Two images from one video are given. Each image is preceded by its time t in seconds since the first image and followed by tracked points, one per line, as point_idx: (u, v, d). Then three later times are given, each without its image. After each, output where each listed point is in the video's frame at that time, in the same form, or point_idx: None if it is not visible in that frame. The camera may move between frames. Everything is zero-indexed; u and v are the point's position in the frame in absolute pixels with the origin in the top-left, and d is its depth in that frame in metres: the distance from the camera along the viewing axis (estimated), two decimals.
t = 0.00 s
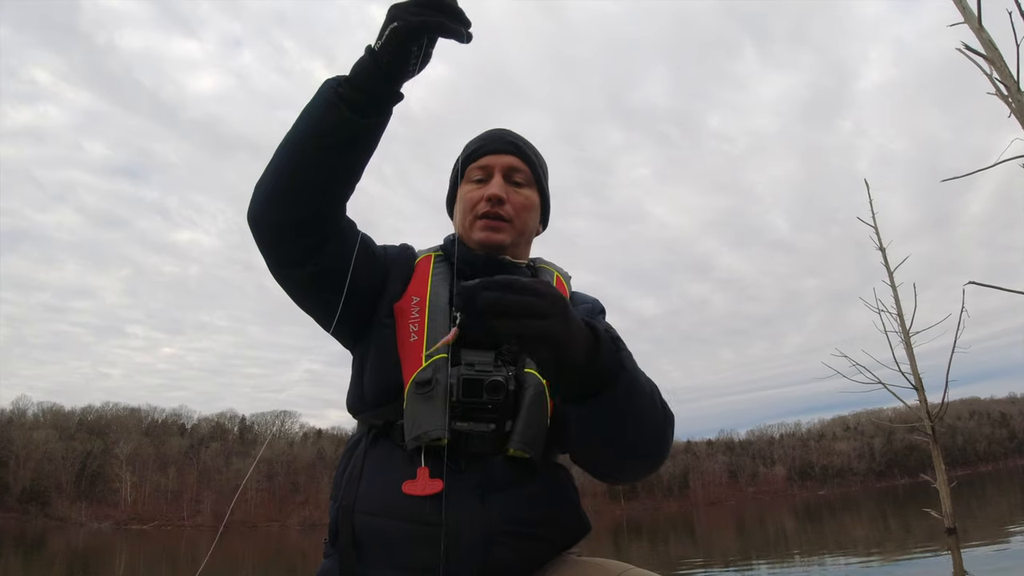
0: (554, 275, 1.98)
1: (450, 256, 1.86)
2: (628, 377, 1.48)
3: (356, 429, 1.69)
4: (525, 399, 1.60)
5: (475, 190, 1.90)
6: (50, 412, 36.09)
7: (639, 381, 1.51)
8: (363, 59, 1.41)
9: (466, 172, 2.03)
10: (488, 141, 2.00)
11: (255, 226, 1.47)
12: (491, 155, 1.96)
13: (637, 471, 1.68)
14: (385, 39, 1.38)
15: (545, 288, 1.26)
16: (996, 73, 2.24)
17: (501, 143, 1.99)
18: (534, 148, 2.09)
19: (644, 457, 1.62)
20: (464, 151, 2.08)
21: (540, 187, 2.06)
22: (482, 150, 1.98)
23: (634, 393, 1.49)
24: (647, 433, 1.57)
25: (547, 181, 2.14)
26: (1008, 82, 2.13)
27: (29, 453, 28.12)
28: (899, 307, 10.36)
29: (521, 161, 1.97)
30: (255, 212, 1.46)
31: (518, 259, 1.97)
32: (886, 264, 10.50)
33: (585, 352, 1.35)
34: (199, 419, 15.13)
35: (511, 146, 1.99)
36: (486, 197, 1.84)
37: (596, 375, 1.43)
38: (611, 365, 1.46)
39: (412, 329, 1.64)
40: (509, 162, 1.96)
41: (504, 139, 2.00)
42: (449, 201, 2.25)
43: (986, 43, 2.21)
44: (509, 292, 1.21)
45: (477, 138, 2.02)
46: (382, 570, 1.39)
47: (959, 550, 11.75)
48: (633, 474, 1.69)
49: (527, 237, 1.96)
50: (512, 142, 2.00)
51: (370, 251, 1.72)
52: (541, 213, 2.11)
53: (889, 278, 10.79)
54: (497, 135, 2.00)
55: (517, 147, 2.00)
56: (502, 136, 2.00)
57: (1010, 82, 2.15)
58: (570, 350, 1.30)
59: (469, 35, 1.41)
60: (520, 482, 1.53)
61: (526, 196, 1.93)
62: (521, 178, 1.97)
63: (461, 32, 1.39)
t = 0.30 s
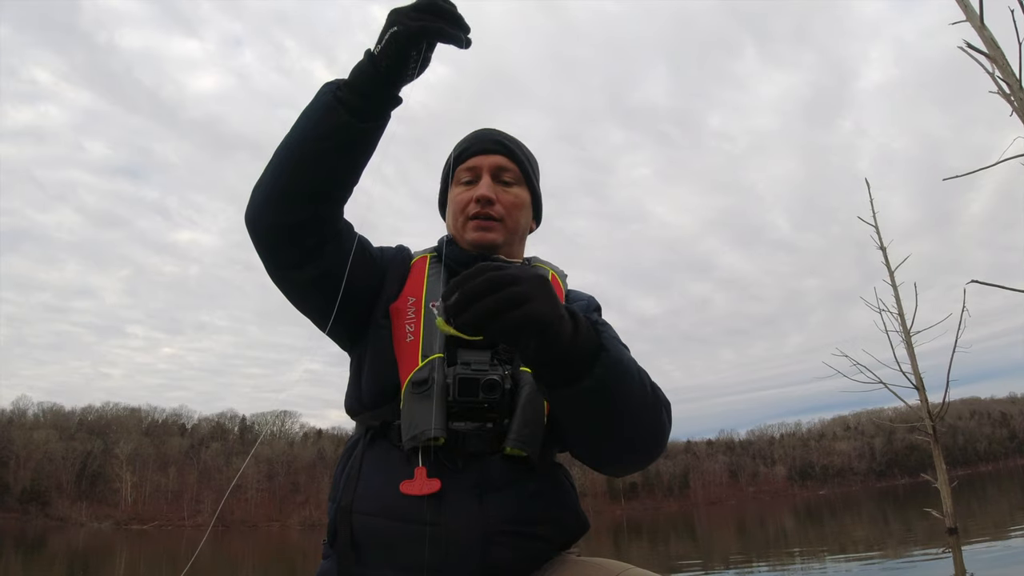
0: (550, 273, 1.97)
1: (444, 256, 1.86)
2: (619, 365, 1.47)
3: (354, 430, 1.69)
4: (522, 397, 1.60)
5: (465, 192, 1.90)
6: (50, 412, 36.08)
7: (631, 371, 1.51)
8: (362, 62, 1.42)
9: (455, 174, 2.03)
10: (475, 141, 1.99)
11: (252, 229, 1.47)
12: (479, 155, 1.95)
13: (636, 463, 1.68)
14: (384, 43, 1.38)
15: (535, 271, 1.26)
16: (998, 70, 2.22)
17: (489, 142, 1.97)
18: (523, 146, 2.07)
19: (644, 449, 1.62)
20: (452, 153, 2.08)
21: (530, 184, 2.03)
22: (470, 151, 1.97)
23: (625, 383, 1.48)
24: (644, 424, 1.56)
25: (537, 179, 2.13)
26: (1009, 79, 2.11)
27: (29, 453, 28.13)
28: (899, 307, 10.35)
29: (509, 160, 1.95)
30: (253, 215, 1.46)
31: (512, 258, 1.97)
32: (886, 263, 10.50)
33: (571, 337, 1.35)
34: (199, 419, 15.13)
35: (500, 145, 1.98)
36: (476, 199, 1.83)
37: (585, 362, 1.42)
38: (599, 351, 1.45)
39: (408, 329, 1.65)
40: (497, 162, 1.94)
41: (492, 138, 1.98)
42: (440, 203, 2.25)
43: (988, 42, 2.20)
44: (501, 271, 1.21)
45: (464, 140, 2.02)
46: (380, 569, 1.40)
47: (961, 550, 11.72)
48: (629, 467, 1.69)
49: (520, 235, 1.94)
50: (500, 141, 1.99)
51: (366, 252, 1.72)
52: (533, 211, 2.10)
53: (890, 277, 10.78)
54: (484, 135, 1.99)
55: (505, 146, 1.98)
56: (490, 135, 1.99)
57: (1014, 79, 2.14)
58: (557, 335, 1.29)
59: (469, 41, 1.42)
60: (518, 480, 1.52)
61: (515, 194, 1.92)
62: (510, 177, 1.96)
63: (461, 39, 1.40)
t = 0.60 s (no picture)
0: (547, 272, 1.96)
1: (441, 256, 1.86)
2: (626, 360, 1.47)
3: (354, 430, 1.69)
4: (521, 395, 1.60)
5: (459, 193, 1.90)
6: (51, 412, 36.07)
7: (638, 366, 1.51)
8: (362, 63, 1.42)
9: (449, 176, 2.03)
10: (468, 142, 1.99)
11: (251, 229, 1.47)
12: (472, 157, 1.95)
13: (639, 459, 1.68)
14: (386, 44, 1.38)
15: (544, 269, 1.26)
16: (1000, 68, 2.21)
17: (482, 143, 1.96)
18: (516, 145, 2.06)
19: (649, 445, 1.62)
20: (446, 154, 2.08)
21: (525, 182, 2.03)
22: (463, 152, 1.97)
23: (631, 380, 1.49)
24: (649, 422, 1.57)
25: (532, 178, 2.12)
26: (1010, 77, 2.10)
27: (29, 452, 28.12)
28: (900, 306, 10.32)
29: (503, 159, 1.95)
30: (252, 216, 1.46)
31: (509, 257, 1.96)
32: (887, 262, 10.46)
33: (579, 338, 1.35)
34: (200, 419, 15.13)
35: (493, 145, 1.97)
36: (471, 199, 1.83)
37: (595, 359, 1.43)
38: (605, 347, 1.45)
39: (407, 329, 1.64)
40: (490, 162, 1.94)
41: (486, 138, 1.97)
42: (435, 204, 2.25)
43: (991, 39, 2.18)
44: (514, 273, 1.22)
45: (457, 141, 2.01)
46: (381, 569, 1.40)
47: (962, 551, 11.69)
48: (632, 462, 1.69)
49: (517, 234, 1.94)
50: (493, 141, 1.98)
51: (365, 252, 1.73)
52: (528, 209, 2.09)
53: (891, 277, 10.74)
54: (477, 136, 1.98)
55: (498, 146, 1.97)
56: (482, 135, 1.98)
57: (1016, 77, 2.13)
58: (573, 331, 1.30)
59: (470, 42, 1.42)
60: (519, 479, 1.53)
61: (510, 194, 1.91)
62: (504, 177, 1.94)
63: (462, 39, 1.40)
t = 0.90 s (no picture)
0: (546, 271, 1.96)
1: (439, 257, 1.87)
2: (634, 354, 1.47)
3: (353, 431, 1.69)
4: (520, 395, 1.60)
5: (454, 194, 1.90)
6: (52, 412, 36.03)
7: (645, 359, 1.51)
8: (364, 66, 1.42)
9: (445, 175, 2.03)
10: (463, 141, 1.98)
11: (250, 230, 1.47)
12: (467, 156, 1.94)
13: (644, 451, 1.69)
14: (389, 47, 1.38)
15: (548, 267, 1.26)
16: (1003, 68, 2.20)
17: (476, 142, 1.96)
18: (511, 142, 2.06)
19: (654, 437, 1.63)
20: (442, 153, 2.08)
21: (520, 179, 2.03)
22: (458, 152, 1.97)
23: (638, 373, 1.48)
24: (656, 416, 1.56)
25: (528, 176, 2.11)
26: (1014, 76, 2.09)
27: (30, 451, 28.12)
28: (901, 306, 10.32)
29: (498, 158, 1.94)
30: (250, 219, 1.46)
31: (508, 254, 1.96)
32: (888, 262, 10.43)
33: (588, 337, 1.34)
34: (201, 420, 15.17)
35: (488, 144, 1.96)
36: (467, 200, 1.83)
37: (605, 352, 1.44)
38: (615, 339, 1.46)
39: (406, 329, 1.64)
40: (485, 161, 1.93)
41: (480, 136, 1.97)
42: (432, 203, 2.25)
43: (994, 37, 2.18)
44: (522, 270, 1.21)
45: (452, 141, 2.01)
46: (381, 568, 1.40)
47: (964, 551, 11.68)
48: (636, 455, 1.70)
49: (514, 233, 1.94)
50: (488, 139, 1.98)
51: (364, 251, 1.73)
52: (525, 207, 2.08)
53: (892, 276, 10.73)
54: (472, 134, 1.98)
55: (493, 144, 1.97)
56: (477, 134, 1.97)
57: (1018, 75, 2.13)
58: (583, 326, 1.31)
59: (473, 46, 1.42)
60: (518, 478, 1.53)
61: (506, 193, 1.91)
62: (499, 176, 1.95)
63: (465, 43, 1.40)
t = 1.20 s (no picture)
0: (542, 269, 1.96)
1: (434, 256, 1.87)
2: (634, 374, 1.48)
3: (350, 431, 1.68)
4: (518, 395, 1.60)
5: (450, 193, 1.90)
6: (52, 412, 35.98)
7: (645, 378, 1.52)
8: (378, 66, 1.42)
9: (440, 174, 2.02)
10: (457, 139, 1.97)
11: (254, 227, 1.47)
12: (462, 154, 1.93)
13: (645, 463, 1.70)
14: (405, 49, 1.38)
15: (547, 286, 1.24)
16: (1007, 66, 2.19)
17: (471, 141, 1.95)
18: (506, 140, 2.05)
19: (657, 450, 1.63)
20: (437, 151, 2.07)
21: (516, 177, 2.03)
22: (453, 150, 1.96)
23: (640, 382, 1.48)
24: (656, 425, 1.56)
25: (523, 173, 2.11)
26: (1016, 74, 2.09)
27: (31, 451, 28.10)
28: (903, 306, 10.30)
29: (494, 156, 1.93)
30: (254, 216, 1.46)
31: (505, 254, 1.96)
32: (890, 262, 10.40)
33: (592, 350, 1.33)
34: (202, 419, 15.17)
35: (483, 142, 1.95)
36: (463, 199, 1.83)
37: (610, 363, 1.42)
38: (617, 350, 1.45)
39: (404, 329, 1.65)
40: (481, 160, 1.93)
41: (476, 135, 1.96)
42: (427, 201, 2.25)
43: (996, 36, 2.17)
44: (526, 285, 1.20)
45: (447, 139, 2.01)
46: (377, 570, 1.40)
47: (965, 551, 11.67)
48: (637, 465, 1.71)
49: (510, 231, 1.94)
50: (484, 137, 1.97)
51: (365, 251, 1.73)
52: (520, 204, 2.08)
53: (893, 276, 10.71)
54: (466, 132, 1.97)
55: (489, 143, 1.96)
56: (472, 132, 1.96)
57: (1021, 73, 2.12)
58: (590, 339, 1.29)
59: (489, 51, 1.43)
60: (516, 479, 1.53)
61: (502, 191, 1.92)
62: (495, 174, 1.94)
63: (482, 48, 1.40)
